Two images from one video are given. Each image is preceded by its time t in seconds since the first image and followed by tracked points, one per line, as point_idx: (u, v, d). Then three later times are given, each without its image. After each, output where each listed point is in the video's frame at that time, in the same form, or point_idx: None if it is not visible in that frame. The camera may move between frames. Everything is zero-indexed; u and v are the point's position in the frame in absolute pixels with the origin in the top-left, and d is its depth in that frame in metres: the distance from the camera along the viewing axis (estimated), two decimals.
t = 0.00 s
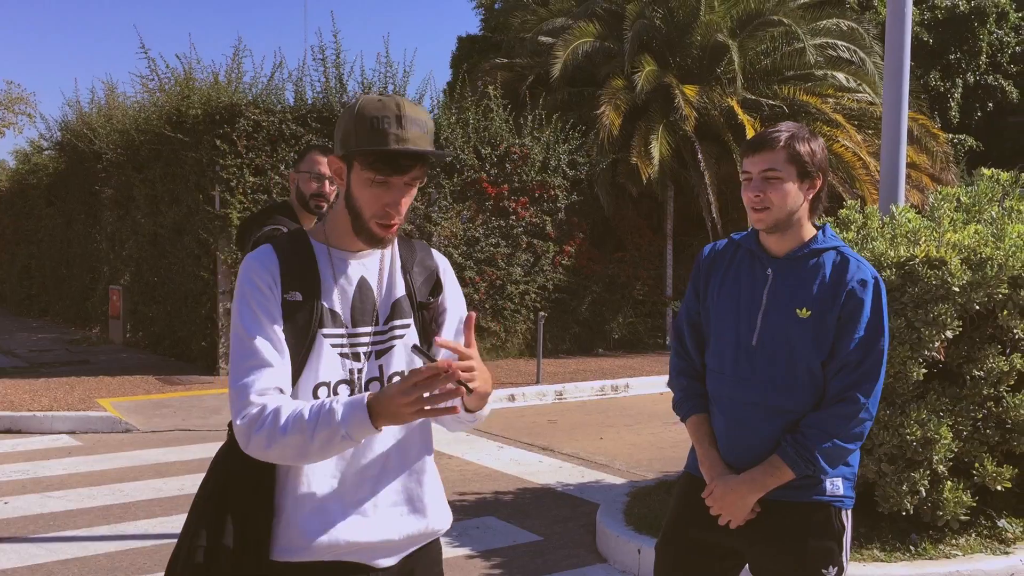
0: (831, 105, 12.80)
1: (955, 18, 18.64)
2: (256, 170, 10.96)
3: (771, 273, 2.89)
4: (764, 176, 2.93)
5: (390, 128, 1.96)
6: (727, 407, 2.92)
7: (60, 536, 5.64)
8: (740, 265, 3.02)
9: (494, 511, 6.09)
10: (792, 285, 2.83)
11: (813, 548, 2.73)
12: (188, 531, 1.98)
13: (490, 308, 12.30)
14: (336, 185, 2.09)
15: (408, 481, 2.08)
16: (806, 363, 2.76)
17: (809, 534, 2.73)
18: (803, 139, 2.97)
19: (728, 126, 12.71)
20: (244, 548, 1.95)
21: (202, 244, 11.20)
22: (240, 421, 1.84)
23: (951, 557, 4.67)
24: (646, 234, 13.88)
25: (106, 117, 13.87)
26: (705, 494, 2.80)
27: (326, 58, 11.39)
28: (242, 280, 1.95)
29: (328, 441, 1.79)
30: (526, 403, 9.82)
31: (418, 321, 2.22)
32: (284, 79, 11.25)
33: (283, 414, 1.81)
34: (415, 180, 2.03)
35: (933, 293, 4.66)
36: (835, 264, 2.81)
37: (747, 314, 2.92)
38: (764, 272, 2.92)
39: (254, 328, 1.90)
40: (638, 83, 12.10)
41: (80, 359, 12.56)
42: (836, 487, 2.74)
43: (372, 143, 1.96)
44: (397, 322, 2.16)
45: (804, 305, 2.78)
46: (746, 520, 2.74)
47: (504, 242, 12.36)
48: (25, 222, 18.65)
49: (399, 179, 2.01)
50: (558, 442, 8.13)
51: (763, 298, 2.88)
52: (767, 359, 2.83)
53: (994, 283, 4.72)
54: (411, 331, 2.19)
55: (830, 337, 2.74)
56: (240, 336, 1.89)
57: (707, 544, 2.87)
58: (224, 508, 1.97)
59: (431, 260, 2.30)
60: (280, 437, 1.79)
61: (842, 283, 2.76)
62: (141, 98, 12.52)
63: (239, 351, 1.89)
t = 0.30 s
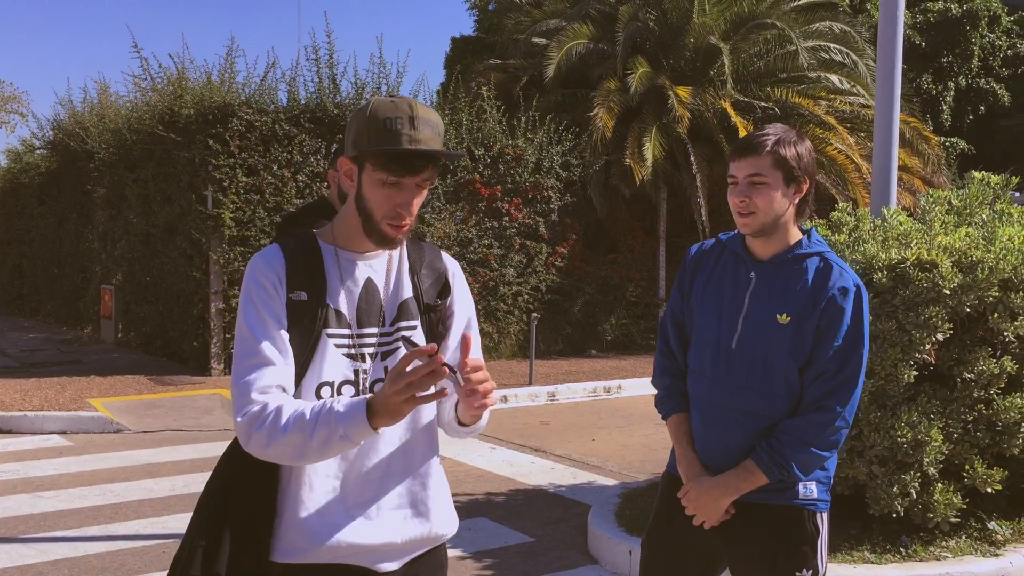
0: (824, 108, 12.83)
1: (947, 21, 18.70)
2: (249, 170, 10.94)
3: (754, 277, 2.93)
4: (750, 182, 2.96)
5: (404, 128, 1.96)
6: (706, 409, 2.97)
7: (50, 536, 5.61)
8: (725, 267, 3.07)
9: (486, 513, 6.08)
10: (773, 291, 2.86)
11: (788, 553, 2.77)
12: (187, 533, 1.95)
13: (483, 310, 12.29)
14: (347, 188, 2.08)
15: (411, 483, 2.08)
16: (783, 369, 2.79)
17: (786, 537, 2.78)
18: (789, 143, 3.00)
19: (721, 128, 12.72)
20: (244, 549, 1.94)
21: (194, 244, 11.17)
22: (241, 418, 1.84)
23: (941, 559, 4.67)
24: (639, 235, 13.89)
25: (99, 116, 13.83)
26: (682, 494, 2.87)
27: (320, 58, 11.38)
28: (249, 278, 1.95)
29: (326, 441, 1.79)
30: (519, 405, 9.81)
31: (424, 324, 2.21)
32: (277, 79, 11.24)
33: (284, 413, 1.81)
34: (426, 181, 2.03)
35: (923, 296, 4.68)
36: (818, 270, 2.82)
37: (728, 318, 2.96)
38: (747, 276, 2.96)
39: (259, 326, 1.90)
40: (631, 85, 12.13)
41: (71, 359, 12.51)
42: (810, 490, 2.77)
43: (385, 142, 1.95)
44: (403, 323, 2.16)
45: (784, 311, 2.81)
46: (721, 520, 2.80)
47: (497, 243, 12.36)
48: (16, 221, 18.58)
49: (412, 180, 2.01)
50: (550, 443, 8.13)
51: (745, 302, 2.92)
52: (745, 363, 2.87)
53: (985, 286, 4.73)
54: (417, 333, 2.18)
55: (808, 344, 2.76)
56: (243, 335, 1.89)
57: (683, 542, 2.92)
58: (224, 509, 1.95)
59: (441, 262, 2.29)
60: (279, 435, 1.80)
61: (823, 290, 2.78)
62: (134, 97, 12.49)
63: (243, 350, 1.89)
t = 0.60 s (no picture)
0: (817, 106, 12.84)
1: (940, 21, 18.75)
2: (241, 166, 10.90)
3: (696, 273, 2.98)
4: (696, 181, 3.02)
5: (395, 123, 1.97)
6: (652, 404, 3.01)
7: (40, 533, 5.59)
8: (670, 265, 3.12)
9: (478, 509, 6.08)
10: (713, 286, 2.92)
11: (739, 540, 2.81)
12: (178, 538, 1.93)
13: (476, 306, 12.29)
14: (333, 183, 2.06)
15: (403, 476, 2.08)
16: (723, 362, 2.84)
17: (738, 524, 2.82)
18: (736, 145, 3.07)
19: (713, 126, 12.71)
20: (239, 550, 1.93)
21: (186, 240, 11.13)
22: (236, 418, 1.83)
23: (931, 555, 4.68)
24: (632, 233, 13.90)
25: (90, 111, 13.77)
26: (635, 487, 2.94)
27: (312, 54, 11.35)
28: (232, 278, 1.94)
29: (327, 433, 1.80)
30: (510, 402, 9.81)
31: (408, 316, 2.21)
32: (270, 75, 11.22)
33: (280, 409, 1.82)
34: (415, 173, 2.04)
35: (914, 294, 4.70)
36: (756, 265, 2.89)
37: (671, 313, 3.01)
38: (690, 273, 3.01)
39: (246, 325, 1.90)
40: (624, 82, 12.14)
41: (61, 355, 12.46)
42: (758, 477, 2.83)
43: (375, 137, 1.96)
44: (387, 317, 2.16)
45: (724, 305, 2.87)
46: (671, 512, 2.87)
47: (490, 240, 12.34)
48: (7, 217, 18.48)
49: (405, 173, 2.01)
50: (542, 440, 8.13)
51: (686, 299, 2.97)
52: (688, 358, 2.92)
53: (976, 284, 4.73)
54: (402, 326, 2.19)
55: (747, 336, 2.83)
56: (231, 337, 1.89)
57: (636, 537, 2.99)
58: (215, 511, 1.94)
59: (420, 256, 2.29)
60: (278, 432, 1.80)
61: (761, 283, 2.84)
62: (126, 93, 12.45)
63: (230, 351, 1.89)
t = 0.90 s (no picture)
0: (814, 102, 12.80)
1: (935, 17, 18.77)
2: (236, 160, 10.86)
3: (632, 266, 2.97)
4: (617, 179, 3.00)
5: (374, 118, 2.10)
6: (604, 399, 2.99)
7: (35, 528, 5.58)
8: (606, 261, 3.09)
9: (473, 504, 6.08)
10: (650, 276, 2.91)
11: (700, 522, 2.76)
12: (162, 539, 1.91)
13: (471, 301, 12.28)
14: (303, 183, 2.10)
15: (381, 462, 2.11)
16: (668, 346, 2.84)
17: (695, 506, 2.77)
18: (649, 143, 3.05)
19: (709, 121, 12.69)
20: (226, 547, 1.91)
21: (181, 235, 11.11)
22: (209, 421, 1.84)
23: (926, 550, 4.69)
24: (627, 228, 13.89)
25: (85, 106, 13.73)
26: (592, 481, 2.89)
27: (308, 49, 11.33)
28: (197, 280, 1.93)
29: (304, 433, 1.83)
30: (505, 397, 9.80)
31: (374, 304, 2.22)
32: (265, 70, 11.18)
33: (254, 410, 1.82)
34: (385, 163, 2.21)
35: (909, 289, 4.71)
36: (688, 250, 2.88)
37: (613, 307, 2.99)
38: (626, 266, 2.99)
39: (216, 324, 1.89)
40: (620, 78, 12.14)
41: (56, 351, 12.43)
42: (711, 464, 2.80)
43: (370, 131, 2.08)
44: (355, 306, 2.15)
45: (663, 292, 2.86)
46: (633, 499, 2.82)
47: (486, 235, 12.33)
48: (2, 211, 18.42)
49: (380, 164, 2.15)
50: (537, 435, 8.14)
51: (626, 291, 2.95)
52: (634, 347, 2.90)
53: (970, 279, 4.76)
54: (370, 314, 2.19)
55: (687, 320, 2.82)
56: (200, 338, 1.88)
57: (605, 524, 2.98)
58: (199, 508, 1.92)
59: (378, 244, 2.30)
60: (254, 434, 1.81)
61: (693, 266, 2.83)
62: (121, 87, 12.40)
63: (200, 353, 1.88)
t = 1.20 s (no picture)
0: (814, 99, 12.77)
1: (935, 14, 18.77)
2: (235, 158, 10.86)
3: (620, 257, 2.96)
4: (602, 174, 3.03)
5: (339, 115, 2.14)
6: (594, 388, 2.93)
7: (35, 526, 5.58)
8: (587, 257, 3.05)
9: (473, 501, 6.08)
10: (639, 265, 2.92)
11: (691, 507, 2.80)
12: (127, 531, 1.91)
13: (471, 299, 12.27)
14: (268, 177, 2.13)
15: (339, 449, 2.19)
16: (663, 333, 2.85)
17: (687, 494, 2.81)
18: (623, 138, 3.11)
19: (709, 118, 12.68)
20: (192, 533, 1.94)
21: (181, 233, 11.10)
22: (182, 413, 1.85)
23: (926, 546, 4.69)
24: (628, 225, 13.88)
25: (84, 103, 13.70)
26: (586, 469, 2.82)
27: (307, 46, 11.33)
28: (163, 272, 1.94)
29: (277, 421, 1.87)
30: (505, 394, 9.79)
31: (333, 295, 2.28)
32: (265, 67, 11.22)
33: (226, 401, 1.86)
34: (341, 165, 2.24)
35: (909, 286, 4.71)
36: (674, 244, 2.94)
37: (601, 298, 2.95)
38: (612, 257, 2.98)
39: (186, 316, 1.91)
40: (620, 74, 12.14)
41: (57, 348, 12.42)
42: (697, 451, 2.86)
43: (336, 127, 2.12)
44: (316, 298, 2.21)
45: (655, 280, 2.88)
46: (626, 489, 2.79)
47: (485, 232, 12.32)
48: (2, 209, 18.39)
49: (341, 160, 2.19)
50: (537, 432, 8.14)
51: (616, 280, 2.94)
52: (626, 335, 2.89)
53: (970, 275, 4.74)
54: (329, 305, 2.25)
55: (679, 308, 2.86)
56: (171, 331, 1.90)
57: (595, 520, 2.94)
58: (167, 497, 1.94)
59: (333, 238, 2.36)
60: (228, 423, 1.85)
61: (683, 257, 2.89)
62: (120, 84, 12.40)
63: (170, 346, 1.89)
